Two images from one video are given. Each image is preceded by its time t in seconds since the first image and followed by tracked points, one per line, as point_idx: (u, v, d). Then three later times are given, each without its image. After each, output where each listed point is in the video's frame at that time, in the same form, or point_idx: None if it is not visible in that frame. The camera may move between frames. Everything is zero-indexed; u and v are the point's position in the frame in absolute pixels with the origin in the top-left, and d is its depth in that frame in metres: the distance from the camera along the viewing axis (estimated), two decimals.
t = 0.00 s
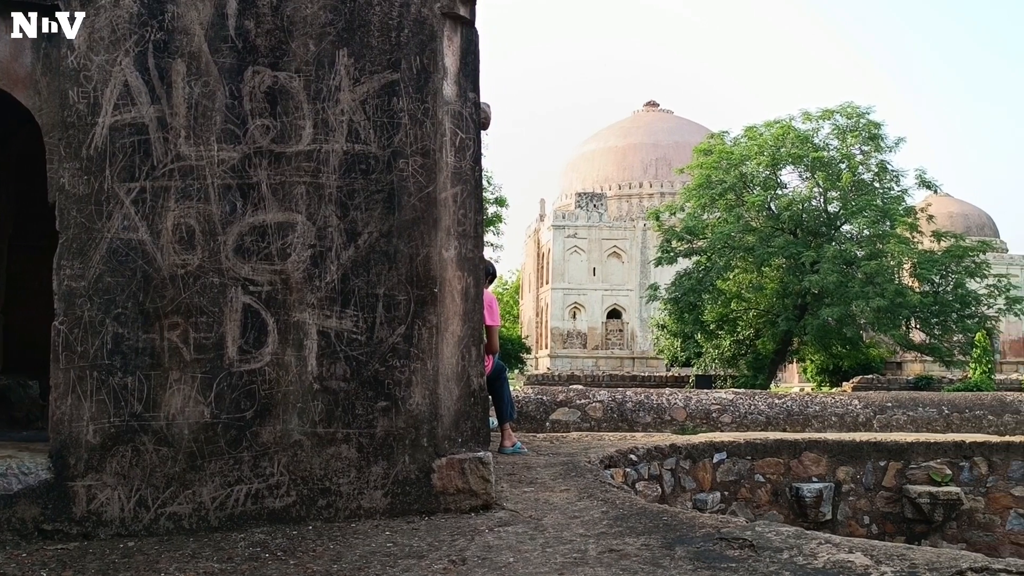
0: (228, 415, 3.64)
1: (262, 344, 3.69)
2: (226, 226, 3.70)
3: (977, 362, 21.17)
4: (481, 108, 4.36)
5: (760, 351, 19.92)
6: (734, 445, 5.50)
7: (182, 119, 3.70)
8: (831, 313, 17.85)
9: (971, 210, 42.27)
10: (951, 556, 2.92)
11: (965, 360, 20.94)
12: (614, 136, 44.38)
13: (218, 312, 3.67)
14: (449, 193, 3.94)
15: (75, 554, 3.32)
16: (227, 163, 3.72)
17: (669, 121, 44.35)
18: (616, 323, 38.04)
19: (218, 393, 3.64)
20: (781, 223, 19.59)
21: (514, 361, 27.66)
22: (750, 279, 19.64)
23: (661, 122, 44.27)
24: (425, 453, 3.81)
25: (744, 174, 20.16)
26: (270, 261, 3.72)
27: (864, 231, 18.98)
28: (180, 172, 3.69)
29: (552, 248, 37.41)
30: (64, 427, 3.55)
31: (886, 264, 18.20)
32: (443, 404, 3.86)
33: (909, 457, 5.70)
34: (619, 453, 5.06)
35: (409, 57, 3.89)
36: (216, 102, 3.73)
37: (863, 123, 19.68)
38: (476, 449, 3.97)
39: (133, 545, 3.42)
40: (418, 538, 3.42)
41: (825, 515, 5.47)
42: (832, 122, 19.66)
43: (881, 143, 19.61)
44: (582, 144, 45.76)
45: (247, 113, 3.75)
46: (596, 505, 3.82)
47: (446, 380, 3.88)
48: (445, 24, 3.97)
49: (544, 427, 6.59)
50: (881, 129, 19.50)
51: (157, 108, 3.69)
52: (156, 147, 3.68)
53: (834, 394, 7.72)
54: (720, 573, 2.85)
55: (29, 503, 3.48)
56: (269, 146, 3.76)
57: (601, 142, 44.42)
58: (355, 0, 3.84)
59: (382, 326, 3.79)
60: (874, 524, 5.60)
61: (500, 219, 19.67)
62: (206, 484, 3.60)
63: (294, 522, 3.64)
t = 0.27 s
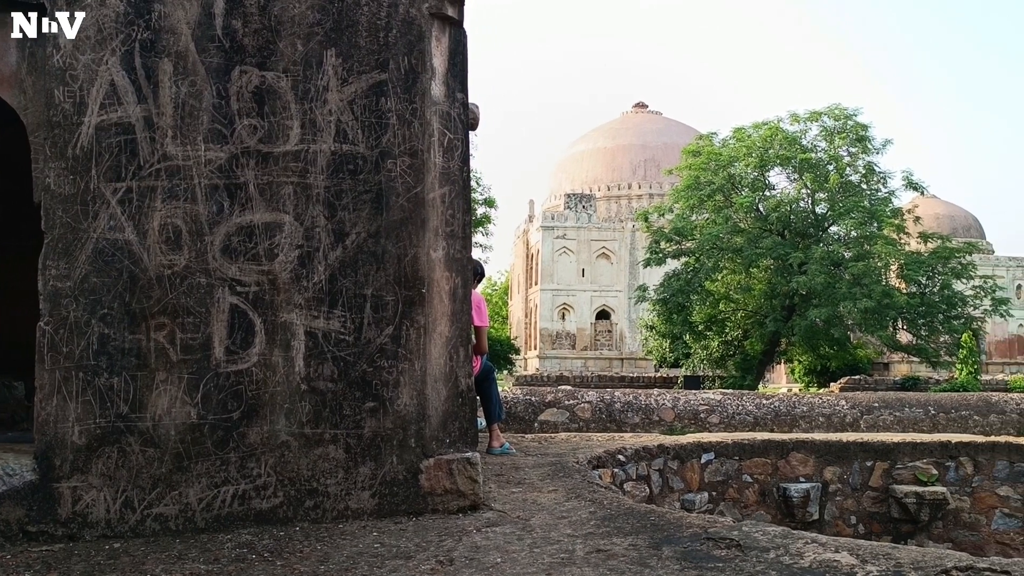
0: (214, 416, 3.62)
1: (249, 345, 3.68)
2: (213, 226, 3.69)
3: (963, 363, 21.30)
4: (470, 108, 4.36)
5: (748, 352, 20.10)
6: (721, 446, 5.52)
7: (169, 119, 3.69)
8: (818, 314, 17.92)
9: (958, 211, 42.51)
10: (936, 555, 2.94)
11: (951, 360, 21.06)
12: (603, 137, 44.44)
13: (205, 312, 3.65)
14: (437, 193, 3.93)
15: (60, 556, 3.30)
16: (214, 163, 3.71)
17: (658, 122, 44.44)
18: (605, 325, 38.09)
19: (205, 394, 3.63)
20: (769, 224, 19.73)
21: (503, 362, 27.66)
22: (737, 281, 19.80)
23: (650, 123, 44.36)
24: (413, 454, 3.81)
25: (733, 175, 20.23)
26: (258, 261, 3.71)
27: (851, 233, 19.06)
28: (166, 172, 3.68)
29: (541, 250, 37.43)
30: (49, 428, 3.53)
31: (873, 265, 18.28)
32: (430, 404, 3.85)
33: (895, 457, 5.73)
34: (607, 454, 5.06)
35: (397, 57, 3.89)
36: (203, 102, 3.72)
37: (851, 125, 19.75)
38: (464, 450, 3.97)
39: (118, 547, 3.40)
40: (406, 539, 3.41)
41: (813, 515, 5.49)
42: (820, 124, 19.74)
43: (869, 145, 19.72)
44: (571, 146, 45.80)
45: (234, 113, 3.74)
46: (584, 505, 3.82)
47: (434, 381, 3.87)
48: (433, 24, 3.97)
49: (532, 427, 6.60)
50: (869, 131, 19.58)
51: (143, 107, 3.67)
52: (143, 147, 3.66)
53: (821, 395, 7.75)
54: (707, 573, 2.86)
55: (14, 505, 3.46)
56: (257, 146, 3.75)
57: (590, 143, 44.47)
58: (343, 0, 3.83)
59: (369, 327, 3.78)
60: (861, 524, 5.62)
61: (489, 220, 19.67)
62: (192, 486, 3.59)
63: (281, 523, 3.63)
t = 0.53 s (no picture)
0: (202, 417, 3.61)
1: (237, 345, 3.66)
2: (201, 226, 3.67)
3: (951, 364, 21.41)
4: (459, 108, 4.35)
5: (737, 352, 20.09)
6: (710, 446, 5.54)
7: (156, 119, 3.67)
8: (807, 315, 17.99)
9: (946, 212, 42.76)
10: (923, 554, 2.95)
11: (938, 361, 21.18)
12: (593, 137, 44.49)
13: (193, 313, 3.64)
14: (426, 194, 3.93)
15: (47, 558, 3.28)
16: (202, 163, 3.69)
17: (647, 123, 44.53)
18: (595, 325, 38.13)
19: (193, 395, 3.61)
20: (758, 225, 19.74)
21: (493, 363, 27.64)
22: (726, 281, 19.74)
23: (639, 124, 44.44)
24: (402, 454, 3.80)
25: (722, 176, 20.30)
26: (246, 261, 3.70)
27: (840, 234, 19.14)
28: (154, 172, 3.66)
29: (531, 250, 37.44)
30: (35, 430, 3.51)
31: (861, 266, 18.35)
32: (419, 405, 3.85)
33: (883, 457, 5.76)
34: (596, 454, 5.06)
35: (386, 57, 3.88)
36: (191, 102, 3.71)
37: (839, 126, 19.82)
38: (453, 450, 3.97)
39: (106, 548, 3.39)
40: (395, 540, 3.41)
41: (801, 515, 5.51)
42: (809, 125, 19.82)
43: (857, 146, 19.80)
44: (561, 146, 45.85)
45: (222, 113, 3.73)
46: (573, 506, 3.82)
47: (423, 382, 3.87)
48: (423, 25, 3.96)
49: (522, 428, 6.60)
50: (857, 132, 19.67)
51: (131, 107, 3.66)
52: (130, 147, 3.65)
53: (810, 395, 7.78)
54: (695, 572, 2.86)
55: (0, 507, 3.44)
56: (245, 146, 3.74)
57: (580, 144, 44.50)
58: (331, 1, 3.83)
59: (358, 327, 3.77)
60: (849, 524, 5.64)
61: (478, 221, 19.66)
62: (180, 487, 3.57)
63: (269, 525, 3.62)
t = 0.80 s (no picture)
0: (189, 418, 3.60)
1: (225, 346, 3.65)
2: (189, 227, 3.66)
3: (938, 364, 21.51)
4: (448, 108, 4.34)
5: (726, 352, 20.13)
6: (699, 446, 5.55)
7: (144, 119, 3.66)
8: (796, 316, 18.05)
9: (933, 213, 43.02)
10: (909, 553, 2.97)
11: (926, 361, 21.29)
12: (583, 138, 44.53)
13: (181, 313, 3.62)
14: (414, 194, 3.92)
15: (32, 561, 3.26)
16: (189, 163, 3.68)
17: (637, 124, 44.60)
18: (585, 326, 38.15)
19: (180, 396, 3.60)
20: (747, 226, 19.74)
21: (482, 364, 27.64)
22: (716, 282, 19.80)
23: (629, 125, 44.51)
24: (390, 455, 3.79)
25: (711, 177, 20.36)
26: (233, 262, 3.69)
27: (829, 234, 19.20)
28: (141, 173, 3.64)
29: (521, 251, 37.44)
30: (21, 432, 3.49)
31: (850, 267, 18.41)
32: (407, 405, 3.84)
33: (871, 457, 5.78)
34: (585, 455, 5.06)
35: (374, 58, 3.88)
36: (178, 102, 3.69)
37: (828, 127, 19.91)
38: (441, 450, 3.96)
39: (92, 551, 3.37)
40: (383, 541, 3.40)
41: (790, 515, 5.52)
42: (797, 126, 19.89)
43: (845, 148, 19.88)
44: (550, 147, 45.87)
45: (210, 113, 3.71)
46: (562, 506, 3.82)
47: (412, 382, 3.86)
48: (411, 25, 3.95)
49: (511, 428, 6.60)
50: (845, 133, 19.76)
51: (118, 107, 3.64)
52: (117, 147, 3.63)
53: (798, 395, 7.81)
54: (683, 573, 2.86)
55: None
56: (233, 146, 3.73)
57: (570, 145, 44.54)
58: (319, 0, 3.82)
59: (346, 328, 3.76)
60: (837, 523, 5.66)
61: (468, 222, 19.64)
62: (167, 488, 3.56)
63: (257, 526, 3.61)
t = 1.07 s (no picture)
0: (176, 419, 3.58)
1: (211, 347, 3.63)
2: (175, 227, 3.65)
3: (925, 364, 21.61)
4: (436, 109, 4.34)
5: (714, 353, 20.18)
6: (687, 446, 5.56)
7: (130, 118, 3.64)
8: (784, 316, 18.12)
9: (920, 214, 43.28)
10: (894, 553, 2.98)
11: (913, 361, 21.39)
12: (572, 139, 44.59)
13: (167, 314, 3.61)
14: (402, 194, 3.92)
15: (16, 563, 3.24)
16: (176, 163, 3.66)
17: (625, 125, 44.68)
18: (573, 326, 38.19)
19: (166, 397, 3.58)
20: (735, 226, 19.77)
21: (471, 364, 27.62)
22: (704, 282, 19.89)
23: (618, 126, 44.59)
24: (378, 456, 3.79)
25: (699, 178, 20.44)
26: (220, 262, 3.67)
27: (816, 235, 19.28)
28: (127, 172, 3.62)
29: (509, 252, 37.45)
30: (4, 433, 3.46)
31: (837, 268, 18.48)
32: (395, 406, 3.84)
33: (857, 457, 5.81)
34: (573, 455, 5.07)
35: (362, 57, 3.87)
36: (165, 101, 3.67)
37: (815, 129, 20.00)
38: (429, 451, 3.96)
39: (77, 553, 3.35)
40: (370, 542, 3.39)
41: (777, 515, 5.53)
42: (785, 127, 19.98)
43: (833, 149, 19.97)
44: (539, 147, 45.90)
45: (196, 113, 3.70)
46: (550, 506, 3.82)
47: (399, 383, 3.85)
48: (399, 25, 3.95)
49: (500, 429, 6.60)
50: (833, 134, 19.85)
51: (104, 106, 3.62)
52: (103, 147, 3.61)
53: (786, 395, 7.83)
54: (670, 573, 2.87)
55: None
56: (219, 146, 3.71)
57: (559, 146, 44.58)
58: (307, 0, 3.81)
59: (334, 329, 3.75)
60: (824, 523, 5.68)
61: (457, 222, 19.64)
62: (153, 490, 3.54)
63: (243, 528, 3.60)
